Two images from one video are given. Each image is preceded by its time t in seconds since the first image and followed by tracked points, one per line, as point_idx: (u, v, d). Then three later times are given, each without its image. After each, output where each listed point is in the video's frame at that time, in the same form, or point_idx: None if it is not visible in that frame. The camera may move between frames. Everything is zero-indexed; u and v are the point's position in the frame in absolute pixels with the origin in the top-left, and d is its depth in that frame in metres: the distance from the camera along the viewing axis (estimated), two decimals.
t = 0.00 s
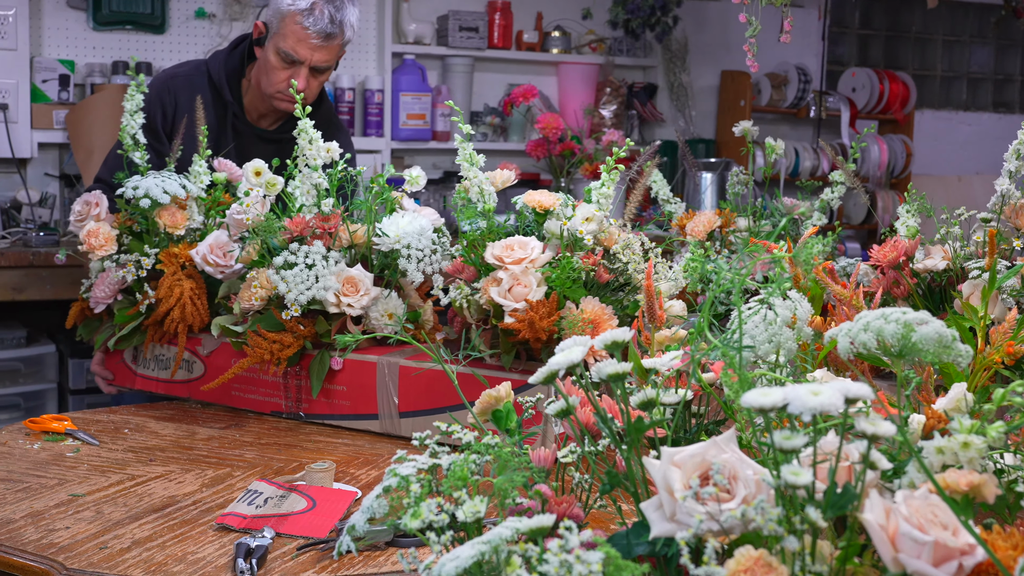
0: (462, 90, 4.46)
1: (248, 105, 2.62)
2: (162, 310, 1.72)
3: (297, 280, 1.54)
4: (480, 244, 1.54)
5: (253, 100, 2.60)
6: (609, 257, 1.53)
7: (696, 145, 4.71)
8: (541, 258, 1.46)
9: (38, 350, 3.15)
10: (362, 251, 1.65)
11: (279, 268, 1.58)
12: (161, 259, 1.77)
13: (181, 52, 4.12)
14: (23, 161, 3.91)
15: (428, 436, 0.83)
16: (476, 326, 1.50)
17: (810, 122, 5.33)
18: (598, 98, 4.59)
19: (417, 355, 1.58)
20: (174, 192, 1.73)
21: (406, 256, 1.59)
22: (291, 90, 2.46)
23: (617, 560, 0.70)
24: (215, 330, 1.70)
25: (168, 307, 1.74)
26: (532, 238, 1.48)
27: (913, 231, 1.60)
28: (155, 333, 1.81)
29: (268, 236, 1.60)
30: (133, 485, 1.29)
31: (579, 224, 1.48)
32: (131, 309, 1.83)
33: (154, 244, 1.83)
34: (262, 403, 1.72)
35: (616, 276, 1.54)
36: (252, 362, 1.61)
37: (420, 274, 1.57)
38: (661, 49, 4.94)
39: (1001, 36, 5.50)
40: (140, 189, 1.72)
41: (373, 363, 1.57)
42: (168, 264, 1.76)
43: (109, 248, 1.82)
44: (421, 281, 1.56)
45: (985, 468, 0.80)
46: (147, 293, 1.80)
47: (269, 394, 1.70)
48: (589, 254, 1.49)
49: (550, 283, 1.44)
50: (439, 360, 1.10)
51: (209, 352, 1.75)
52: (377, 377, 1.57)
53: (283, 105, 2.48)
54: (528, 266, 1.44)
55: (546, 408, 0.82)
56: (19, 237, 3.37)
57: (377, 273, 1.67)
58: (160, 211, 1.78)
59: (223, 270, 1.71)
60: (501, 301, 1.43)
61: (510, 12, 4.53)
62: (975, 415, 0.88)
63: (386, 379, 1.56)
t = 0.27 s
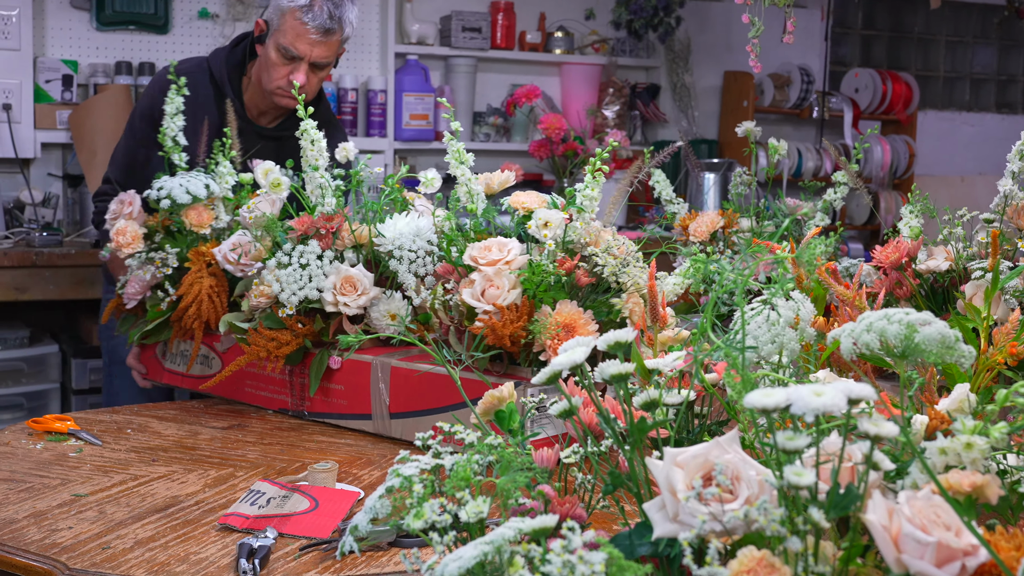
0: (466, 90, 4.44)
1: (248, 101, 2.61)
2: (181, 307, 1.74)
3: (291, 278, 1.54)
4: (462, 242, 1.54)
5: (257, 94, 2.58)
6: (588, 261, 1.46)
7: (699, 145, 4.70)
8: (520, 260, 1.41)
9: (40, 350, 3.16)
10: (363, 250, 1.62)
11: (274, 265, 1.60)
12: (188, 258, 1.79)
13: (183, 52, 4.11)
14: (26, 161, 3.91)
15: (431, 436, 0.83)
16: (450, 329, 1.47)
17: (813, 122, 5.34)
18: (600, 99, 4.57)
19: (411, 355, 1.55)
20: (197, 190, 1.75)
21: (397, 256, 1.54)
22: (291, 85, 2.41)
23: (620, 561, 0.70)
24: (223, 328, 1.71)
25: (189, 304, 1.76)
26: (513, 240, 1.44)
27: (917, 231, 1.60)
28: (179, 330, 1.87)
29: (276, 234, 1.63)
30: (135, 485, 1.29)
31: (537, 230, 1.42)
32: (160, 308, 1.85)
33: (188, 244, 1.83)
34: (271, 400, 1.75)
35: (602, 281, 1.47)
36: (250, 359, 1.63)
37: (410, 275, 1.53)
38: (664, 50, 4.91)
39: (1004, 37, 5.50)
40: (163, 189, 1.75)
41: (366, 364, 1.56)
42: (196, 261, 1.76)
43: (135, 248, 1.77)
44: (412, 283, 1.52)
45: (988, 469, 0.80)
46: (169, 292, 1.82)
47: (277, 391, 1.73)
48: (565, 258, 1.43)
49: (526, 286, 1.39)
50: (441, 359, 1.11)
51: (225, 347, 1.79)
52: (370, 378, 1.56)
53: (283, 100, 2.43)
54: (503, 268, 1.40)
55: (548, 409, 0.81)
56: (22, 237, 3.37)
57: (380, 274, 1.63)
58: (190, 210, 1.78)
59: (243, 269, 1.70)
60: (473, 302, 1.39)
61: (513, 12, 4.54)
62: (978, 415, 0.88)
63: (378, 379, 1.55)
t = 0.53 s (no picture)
0: (467, 91, 4.45)
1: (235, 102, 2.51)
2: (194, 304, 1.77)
3: (282, 278, 1.55)
4: (443, 241, 1.51)
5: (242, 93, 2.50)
6: (561, 263, 1.41)
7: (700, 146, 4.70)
8: (493, 262, 1.41)
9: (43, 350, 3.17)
10: (363, 251, 1.60)
11: (270, 265, 1.60)
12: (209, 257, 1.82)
13: (185, 53, 4.11)
14: (28, 162, 3.92)
15: (432, 437, 0.83)
16: (424, 330, 1.48)
17: (814, 123, 5.34)
18: (602, 100, 4.57)
19: (404, 356, 1.53)
20: (216, 190, 1.80)
21: (384, 256, 1.51)
22: (282, 82, 2.40)
23: (621, 562, 0.70)
24: (228, 326, 1.72)
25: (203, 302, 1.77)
26: (491, 241, 1.43)
27: (919, 232, 1.60)
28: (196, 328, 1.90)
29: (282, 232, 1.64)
30: (138, 485, 1.30)
31: (511, 229, 1.38)
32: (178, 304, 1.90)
33: (210, 244, 1.86)
34: (275, 398, 1.76)
35: (580, 284, 1.41)
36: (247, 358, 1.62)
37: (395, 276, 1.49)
38: (666, 50, 4.93)
39: (1006, 38, 5.51)
40: (182, 188, 1.81)
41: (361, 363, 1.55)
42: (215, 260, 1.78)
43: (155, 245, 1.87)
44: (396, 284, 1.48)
45: (990, 469, 0.80)
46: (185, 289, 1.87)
47: (280, 389, 1.73)
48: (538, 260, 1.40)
49: (495, 288, 1.40)
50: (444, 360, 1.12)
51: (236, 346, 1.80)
52: (364, 378, 1.55)
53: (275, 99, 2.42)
54: (475, 270, 1.40)
55: (550, 410, 0.81)
56: (24, 238, 3.38)
57: (379, 275, 1.61)
58: (209, 208, 1.83)
59: (254, 267, 1.69)
60: (443, 304, 1.40)
61: (515, 13, 4.54)
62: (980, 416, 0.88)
63: (371, 380, 1.54)
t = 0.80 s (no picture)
0: (469, 91, 4.44)
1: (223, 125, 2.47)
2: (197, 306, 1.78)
3: (285, 278, 1.55)
4: (445, 241, 1.51)
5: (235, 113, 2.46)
6: (565, 263, 1.42)
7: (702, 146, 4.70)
8: (496, 262, 1.40)
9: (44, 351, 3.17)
10: (364, 251, 1.59)
11: (273, 266, 1.60)
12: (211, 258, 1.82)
13: (187, 53, 4.11)
14: (30, 162, 3.91)
15: (434, 438, 0.83)
16: (426, 330, 1.47)
17: (816, 124, 5.34)
18: (603, 100, 4.57)
19: (405, 357, 1.53)
20: (217, 192, 1.80)
21: (387, 257, 1.51)
22: (286, 104, 2.39)
23: (623, 562, 0.70)
24: (229, 327, 1.72)
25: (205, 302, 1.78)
26: (493, 241, 1.42)
27: (920, 232, 1.60)
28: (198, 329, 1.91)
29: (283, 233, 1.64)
30: (140, 486, 1.30)
31: (503, 230, 1.39)
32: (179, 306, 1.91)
33: (212, 245, 1.87)
34: (276, 399, 1.76)
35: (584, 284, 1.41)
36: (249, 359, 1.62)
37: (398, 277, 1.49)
38: (668, 51, 4.91)
39: (1008, 38, 5.51)
40: (183, 190, 1.81)
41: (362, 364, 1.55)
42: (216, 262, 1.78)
43: (156, 247, 1.87)
44: (399, 284, 1.48)
45: (992, 470, 0.80)
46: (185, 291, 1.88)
47: (281, 390, 1.74)
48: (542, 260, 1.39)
49: (498, 287, 1.38)
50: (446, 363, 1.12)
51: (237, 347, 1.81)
52: (366, 379, 1.56)
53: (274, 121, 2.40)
54: (478, 269, 1.39)
55: (552, 411, 0.81)
56: (26, 239, 3.37)
57: (380, 275, 1.60)
58: (210, 210, 1.83)
59: (255, 268, 1.69)
60: (446, 303, 1.39)
61: (517, 13, 4.54)
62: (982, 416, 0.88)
63: (372, 380, 1.54)
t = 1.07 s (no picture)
0: (470, 92, 4.44)
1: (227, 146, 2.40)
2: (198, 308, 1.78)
3: (287, 279, 1.55)
4: (447, 242, 1.51)
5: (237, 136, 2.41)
6: (567, 263, 1.41)
7: (704, 147, 4.70)
8: (497, 262, 1.40)
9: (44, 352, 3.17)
10: (365, 252, 1.60)
11: (274, 266, 1.60)
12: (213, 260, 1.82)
13: (189, 54, 4.11)
14: (32, 163, 3.91)
15: (435, 438, 0.83)
16: (428, 330, 1.48)
17: (818, 124, 5.34)
18: (605, 101, 4.58)
19: (407, 358, 1.53)
20: (218, 193, 1.81)
21: (389, 257, 1.51)
22: (292, 127, 2.38)
23: (625, 563, 0.70)
24: (231, 327, 1.72)
25: (206, 303, 1.78)
26: (495, 242, 1.42)
27: (922, 233, 1.60)
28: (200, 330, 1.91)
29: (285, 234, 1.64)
30: (141, 486, 1.30)
31: (523, 229, 1.40)
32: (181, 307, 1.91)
33: (213, 246, 1.87)
34: (279, 399, 1.76)
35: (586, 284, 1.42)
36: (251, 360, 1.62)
37: (400, 278, 1.49)
38: (669, 51, 4.93)
39: (1009, 39, 5.51)
40: (185, 191, 1.81)
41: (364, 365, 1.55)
42: (218, 263, 1.78)
43: (158, 248, 1.87)
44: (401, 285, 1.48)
45: (993, 470, 0.80)
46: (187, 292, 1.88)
47: (283, 391, 1.74)
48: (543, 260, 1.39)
49: (500, 288, 1.38)
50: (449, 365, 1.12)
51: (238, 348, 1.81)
52: (367, 380, 1.55)
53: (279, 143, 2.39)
54: (479, 270, 1.39)
55: (554, 411, 0.81)
56: (28, 240, 3.38)
57: (382, 276, 1.60)
58: (212, 211, 1.83)
59: (257, 269, 1.69)
60: (448, 303, 1.39)
61: (518, 14, 4.53)
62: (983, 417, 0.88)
63: (374, 381, 1.54)
